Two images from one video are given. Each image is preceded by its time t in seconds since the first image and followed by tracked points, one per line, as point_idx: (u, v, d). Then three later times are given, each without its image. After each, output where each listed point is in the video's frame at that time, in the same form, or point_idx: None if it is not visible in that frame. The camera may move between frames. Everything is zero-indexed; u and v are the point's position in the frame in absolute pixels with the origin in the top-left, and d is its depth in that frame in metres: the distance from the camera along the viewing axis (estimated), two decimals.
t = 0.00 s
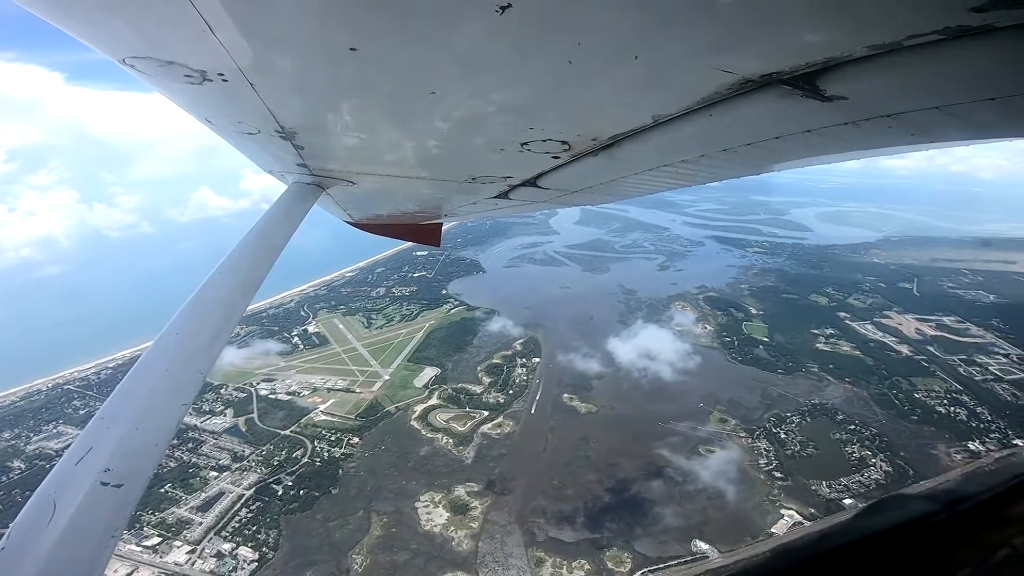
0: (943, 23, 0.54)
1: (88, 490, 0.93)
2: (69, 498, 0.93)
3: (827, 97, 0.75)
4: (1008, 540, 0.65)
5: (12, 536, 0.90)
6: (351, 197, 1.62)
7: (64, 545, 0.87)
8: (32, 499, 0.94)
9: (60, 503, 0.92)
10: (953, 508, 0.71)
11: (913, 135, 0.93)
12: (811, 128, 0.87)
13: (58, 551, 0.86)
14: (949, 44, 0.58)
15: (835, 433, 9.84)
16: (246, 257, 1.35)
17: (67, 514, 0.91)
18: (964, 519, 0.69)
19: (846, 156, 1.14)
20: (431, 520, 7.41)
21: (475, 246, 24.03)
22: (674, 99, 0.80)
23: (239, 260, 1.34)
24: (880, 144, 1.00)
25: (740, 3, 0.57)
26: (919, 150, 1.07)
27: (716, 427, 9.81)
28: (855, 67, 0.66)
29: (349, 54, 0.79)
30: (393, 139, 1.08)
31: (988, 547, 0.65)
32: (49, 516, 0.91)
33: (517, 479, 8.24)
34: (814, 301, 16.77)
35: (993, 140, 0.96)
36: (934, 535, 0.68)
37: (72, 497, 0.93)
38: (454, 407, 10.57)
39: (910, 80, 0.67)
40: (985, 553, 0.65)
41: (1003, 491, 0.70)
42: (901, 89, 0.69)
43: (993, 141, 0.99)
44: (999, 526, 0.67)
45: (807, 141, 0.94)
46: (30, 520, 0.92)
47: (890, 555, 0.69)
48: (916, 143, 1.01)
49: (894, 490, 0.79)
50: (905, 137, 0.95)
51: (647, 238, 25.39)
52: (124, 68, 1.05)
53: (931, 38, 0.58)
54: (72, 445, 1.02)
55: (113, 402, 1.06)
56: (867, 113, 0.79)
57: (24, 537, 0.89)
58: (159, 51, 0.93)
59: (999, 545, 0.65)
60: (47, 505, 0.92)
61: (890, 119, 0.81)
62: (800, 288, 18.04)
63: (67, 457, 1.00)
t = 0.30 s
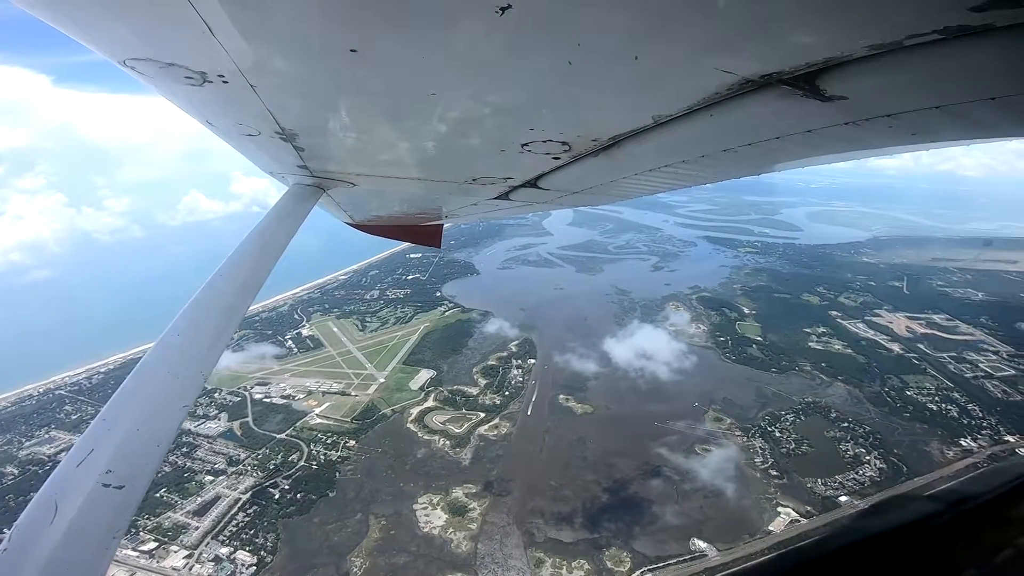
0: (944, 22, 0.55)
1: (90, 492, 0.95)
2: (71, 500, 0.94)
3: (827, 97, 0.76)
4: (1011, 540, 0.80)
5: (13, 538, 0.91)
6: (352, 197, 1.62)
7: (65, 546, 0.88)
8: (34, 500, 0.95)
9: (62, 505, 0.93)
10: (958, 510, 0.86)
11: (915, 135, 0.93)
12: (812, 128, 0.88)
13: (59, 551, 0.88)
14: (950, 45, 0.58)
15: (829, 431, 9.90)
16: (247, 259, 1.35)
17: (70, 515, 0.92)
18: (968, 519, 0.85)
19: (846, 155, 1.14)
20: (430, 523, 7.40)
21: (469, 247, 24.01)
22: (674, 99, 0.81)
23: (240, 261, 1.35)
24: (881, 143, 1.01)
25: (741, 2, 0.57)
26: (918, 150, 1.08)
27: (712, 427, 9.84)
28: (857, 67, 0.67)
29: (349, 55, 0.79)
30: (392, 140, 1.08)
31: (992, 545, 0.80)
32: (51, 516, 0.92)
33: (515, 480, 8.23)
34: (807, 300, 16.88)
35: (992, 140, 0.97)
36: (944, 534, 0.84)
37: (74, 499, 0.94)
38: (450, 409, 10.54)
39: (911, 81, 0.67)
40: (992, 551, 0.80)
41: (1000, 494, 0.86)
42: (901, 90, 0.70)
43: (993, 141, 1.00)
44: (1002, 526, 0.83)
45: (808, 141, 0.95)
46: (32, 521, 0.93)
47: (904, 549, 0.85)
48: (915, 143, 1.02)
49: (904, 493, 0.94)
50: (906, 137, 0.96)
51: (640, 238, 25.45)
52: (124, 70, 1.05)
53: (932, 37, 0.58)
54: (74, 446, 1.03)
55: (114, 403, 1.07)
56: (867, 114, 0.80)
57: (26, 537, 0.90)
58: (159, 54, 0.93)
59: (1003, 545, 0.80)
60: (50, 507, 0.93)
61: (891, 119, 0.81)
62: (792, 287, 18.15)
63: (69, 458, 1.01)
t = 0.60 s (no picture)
0: (944, 23, 0.56)
1: (91, 492, 0.95)
2: (72, 500, 0.94)
3: (829, 97, 0.76)
4: (1012, 540, 0.77)
5: (15, 539, 0.91)
6: (353, 198, 1.62)
7: (66, 547, 0.88)
8: (34, 501, 0.95)
9: (63, 505, 0.93)
10: (960, 509, 0.84)
11: (914, 136, 0.94)
12: (813, 128, 0.89)
13: (60, 552, 0.88)
14: (951, 44, 0.59)
15: (822, 429, 9.97)
16: (248, 259, 1.35)
17: (70, 515, 0.92)
18: (966, 519, 0.82)
19: (844, 156, 1.15)
20: (428, 524, 7.39)
21: (463, 248, 23.98)
22: (675, 99, 0.81)
23: (242, 261, 1.35)
24: (879, 144, 1.02)
25: (744, 2, 0.58)
26: (917, 150, 1.09)
27: (707, 425, 9.89)
28: (855, 67, 0.67)
29: (350, 55, 0.79)
30: (394, 141, 1.09)
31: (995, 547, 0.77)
32: (51, 517, 0.92)
33: (512, 481, 8.23)
34: (798, 299, 17.01)
35: (992, 140, 0.98)
36: (942, 538, 0.82)
37: (75, 499, 0.94)
38: (446, 410, 10.53)
39: (913, 80, 0.68)
40: (992, 553, 0.77)
41: (1002, 492, 0.83)
42: (900, 89, 0.71)
43: (991, 142, 1.01)
44: (1004, 526, 0.79)
45: (807, 141, 0.96)
46: (33, 522, 0.93)
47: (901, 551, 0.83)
48: (914, 143, 1.03)
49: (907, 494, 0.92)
50: (904, 137, 0.97)
51: (633, 239, 25.54)
52: (125, 70, 1.05)
53: (933, 37, 0.59)
54: (75, 446, 1.03)
55: (113, 404, 1.06)
56: (868, 113, 0.81)
57: (27, 538, 0.90)
58: (161, 54, 0.93)
59: (1004, 546, 0.77)
60: (50, 507, 0.93)
61: (891, 119, 0.82)
62: (784, 286, 18.29)
63: (70, 458, 1.01)
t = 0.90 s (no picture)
0: (944, 22, 0.56)
1: (91, 492, 0.94)
2: (74, 500, 0.93)
3: (827, 97, 0.77)
4: (1011, 540, 0.89)
5: (16, 539, 0.91)
6: (352, 198, 1.62)
7: (67, 547, 0.88)
8: (35, 501, 0.95)
9: (64, 506, 0.93)
10: (958, 510, 0.97)
11: (913, 135, 0.95)
12: (812, 128, 0.89)
13: (61, 552, 0.88)
14: (952, 43, 0.60)
15: (816, 427, 10.04)
16: (248, 259, 1.35)
17: (71, 516, 0.92)
18: (968, 519, 0.95)
19: (843, 156, 1.16)
20: (426, 525, 7.37)
21: (456, 249, 23.94)
22: (675, 99, 0.82)
23: (242, 262, 1.34)
24: (878, 143, 1.02)
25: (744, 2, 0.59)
26: (914, 150, 1.10)
27: (702, 424, 9.93)
28: (855, 67, 0.68)
29: (350, 56, 0.79)
30: (394, 142, 1.09)
31: (994, 548, 0.89)
32: (53, 517, 0.91)
33: (510, 481, 8.23)
34: (790, 298, 17.11)
35: (989, 139, 0.99)
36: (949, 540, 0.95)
37: (76, 499, 0.94)
38: (442, 411, 10.51)
39: (914, 81, 0.69)
40: (992, 552, 0.89)
41: (1002, 495, 0.96)
42: (900, 89, 0.72)
43: (989, 142, 1.02)
44: (1004, 527, 0.92)
45: (806, 141, 0.97)
46: (34, 522, 0.93)
47: (911, 552, 0.99)
48: (912, 143, 1.04)
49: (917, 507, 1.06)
50: (904, 137, 0.97)
51: (627, 240, 25.60)
52: (125, 72, 1.04)
53: (932, 36, 0.59)
54: (76, 445, 1.02)
55: (113, 405, 1.06)
56: (868, 113, 0.82)
57: (28, 538, 0.90)
58: (161, 56, 0.92)
59: (1005, 546, 0.89)
60: (52, 507, 0.93)
61: (890, 120, 0.83)
62: (776, 285, 18.39)
63: (70, 458, 1.01)
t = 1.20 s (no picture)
0: (945, 22, 0.57)
1: (92, 492, 0.94)
2: (74, 500, 0.93)
3: (828, 97, 0.77)
4: (1012, 540, 0.92)
5: (16, 539, 0.91)
6: (353, 198, 1.62)
7: (68, 547, 0.88)
8: (36, 502, 0.94)
9: (65, 507, 0.92)
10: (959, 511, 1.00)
11: (914, 135, 0.96)
12: (813, 128, 0.90)
13: (62, 552, 0.87)
14: (951, 44, 0.60)
15: (810, 425, 10.11)
16: (248, 260, 1.35)
17: (72, 516, 0.91)
18: (970, 520, 0.98)
19: (843, 155, 1.17)
20: (424, 526, 7.36)
21: (450, 250, 23.92)
22: (676, 99, 0.82)
23: (242, 263, 1.34)
24: (878, 143, 1.03)
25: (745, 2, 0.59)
26: (914, 149, 1.11)
27: (697, 423, 9.97)
28: (857, 66, 0.69)
29: (351, 56, 0.79)
30: (395, 141, 1.09)
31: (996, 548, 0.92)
32: (54, 517, 0.91)
33: (507, 482, 8.22)
34: (782, 297, 17.22)
35: (986, 140, 1.00)
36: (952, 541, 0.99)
37: (77, 499, 0.93)
38: (438, 412, 10.50)
39: (916, 80, 0.69)
40: (994, 552, 0.92)
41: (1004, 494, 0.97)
42: (901, 89, 0.72)
43: (988, 141, 1.03)
44: (1005, 527, 0.94)
45: (808, 141, 0.97)
46: (34, 522, 0.92)
47: (919, 552, 1.04)
48: (913, 142, 1.05)
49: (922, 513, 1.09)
50: (905, 137, 0.98)
51: (621, 240, 25.67)
52: (126, 72, 1.04)
53: (933, 37, 0.60)
54: (77, 446, 1.02)
55: (114, 406, 1.05)
56: (868, 114, 0.82)
57: (30, 538, 0.90)
58: (162, 56, 0.92)
59: (1006, 546, 0.91)
60: (53, 507, 0.92)
61: (891, 120, 0.84)
62: (768, 285, 18.50)
63: (71, 458, 1.00)
